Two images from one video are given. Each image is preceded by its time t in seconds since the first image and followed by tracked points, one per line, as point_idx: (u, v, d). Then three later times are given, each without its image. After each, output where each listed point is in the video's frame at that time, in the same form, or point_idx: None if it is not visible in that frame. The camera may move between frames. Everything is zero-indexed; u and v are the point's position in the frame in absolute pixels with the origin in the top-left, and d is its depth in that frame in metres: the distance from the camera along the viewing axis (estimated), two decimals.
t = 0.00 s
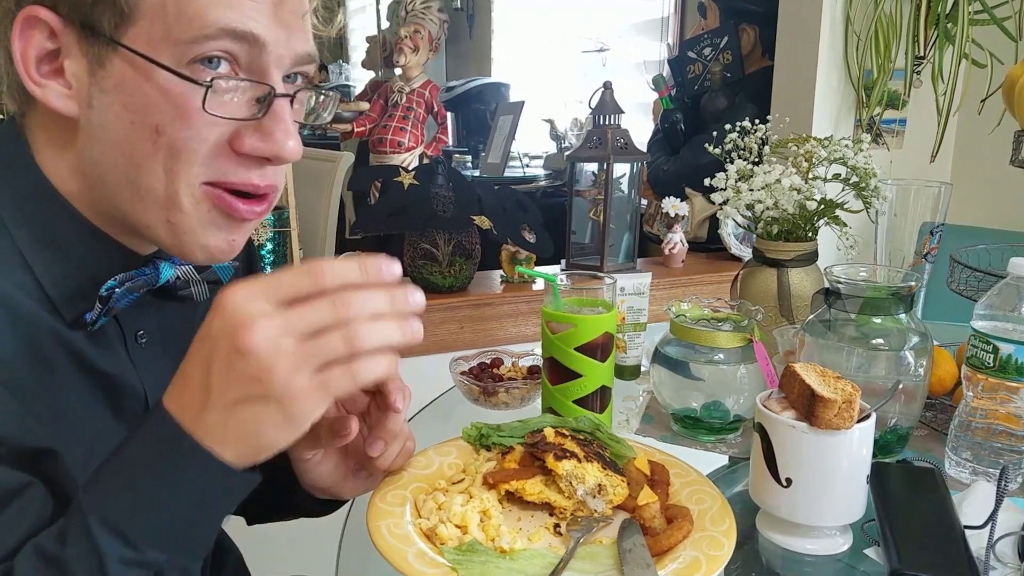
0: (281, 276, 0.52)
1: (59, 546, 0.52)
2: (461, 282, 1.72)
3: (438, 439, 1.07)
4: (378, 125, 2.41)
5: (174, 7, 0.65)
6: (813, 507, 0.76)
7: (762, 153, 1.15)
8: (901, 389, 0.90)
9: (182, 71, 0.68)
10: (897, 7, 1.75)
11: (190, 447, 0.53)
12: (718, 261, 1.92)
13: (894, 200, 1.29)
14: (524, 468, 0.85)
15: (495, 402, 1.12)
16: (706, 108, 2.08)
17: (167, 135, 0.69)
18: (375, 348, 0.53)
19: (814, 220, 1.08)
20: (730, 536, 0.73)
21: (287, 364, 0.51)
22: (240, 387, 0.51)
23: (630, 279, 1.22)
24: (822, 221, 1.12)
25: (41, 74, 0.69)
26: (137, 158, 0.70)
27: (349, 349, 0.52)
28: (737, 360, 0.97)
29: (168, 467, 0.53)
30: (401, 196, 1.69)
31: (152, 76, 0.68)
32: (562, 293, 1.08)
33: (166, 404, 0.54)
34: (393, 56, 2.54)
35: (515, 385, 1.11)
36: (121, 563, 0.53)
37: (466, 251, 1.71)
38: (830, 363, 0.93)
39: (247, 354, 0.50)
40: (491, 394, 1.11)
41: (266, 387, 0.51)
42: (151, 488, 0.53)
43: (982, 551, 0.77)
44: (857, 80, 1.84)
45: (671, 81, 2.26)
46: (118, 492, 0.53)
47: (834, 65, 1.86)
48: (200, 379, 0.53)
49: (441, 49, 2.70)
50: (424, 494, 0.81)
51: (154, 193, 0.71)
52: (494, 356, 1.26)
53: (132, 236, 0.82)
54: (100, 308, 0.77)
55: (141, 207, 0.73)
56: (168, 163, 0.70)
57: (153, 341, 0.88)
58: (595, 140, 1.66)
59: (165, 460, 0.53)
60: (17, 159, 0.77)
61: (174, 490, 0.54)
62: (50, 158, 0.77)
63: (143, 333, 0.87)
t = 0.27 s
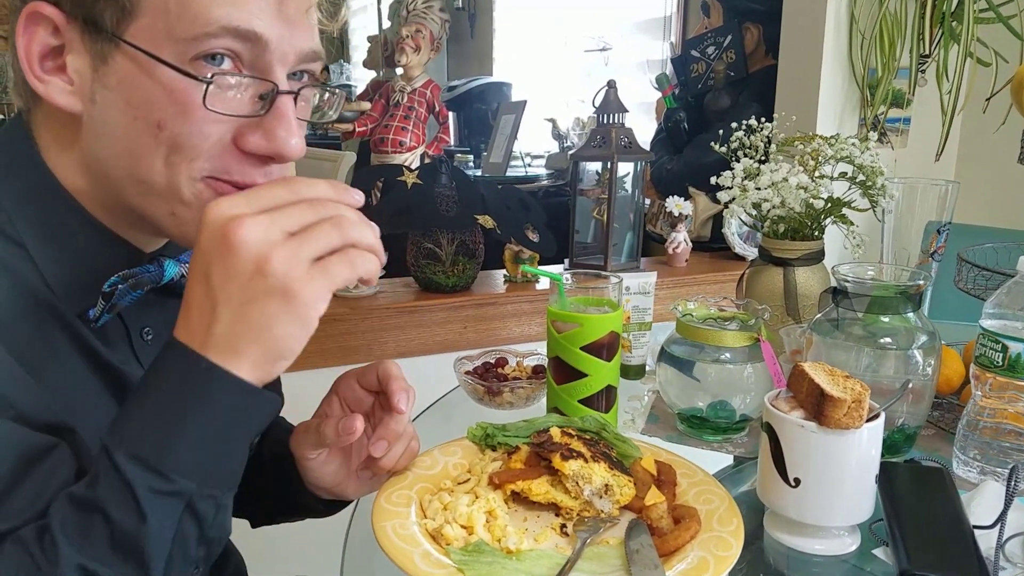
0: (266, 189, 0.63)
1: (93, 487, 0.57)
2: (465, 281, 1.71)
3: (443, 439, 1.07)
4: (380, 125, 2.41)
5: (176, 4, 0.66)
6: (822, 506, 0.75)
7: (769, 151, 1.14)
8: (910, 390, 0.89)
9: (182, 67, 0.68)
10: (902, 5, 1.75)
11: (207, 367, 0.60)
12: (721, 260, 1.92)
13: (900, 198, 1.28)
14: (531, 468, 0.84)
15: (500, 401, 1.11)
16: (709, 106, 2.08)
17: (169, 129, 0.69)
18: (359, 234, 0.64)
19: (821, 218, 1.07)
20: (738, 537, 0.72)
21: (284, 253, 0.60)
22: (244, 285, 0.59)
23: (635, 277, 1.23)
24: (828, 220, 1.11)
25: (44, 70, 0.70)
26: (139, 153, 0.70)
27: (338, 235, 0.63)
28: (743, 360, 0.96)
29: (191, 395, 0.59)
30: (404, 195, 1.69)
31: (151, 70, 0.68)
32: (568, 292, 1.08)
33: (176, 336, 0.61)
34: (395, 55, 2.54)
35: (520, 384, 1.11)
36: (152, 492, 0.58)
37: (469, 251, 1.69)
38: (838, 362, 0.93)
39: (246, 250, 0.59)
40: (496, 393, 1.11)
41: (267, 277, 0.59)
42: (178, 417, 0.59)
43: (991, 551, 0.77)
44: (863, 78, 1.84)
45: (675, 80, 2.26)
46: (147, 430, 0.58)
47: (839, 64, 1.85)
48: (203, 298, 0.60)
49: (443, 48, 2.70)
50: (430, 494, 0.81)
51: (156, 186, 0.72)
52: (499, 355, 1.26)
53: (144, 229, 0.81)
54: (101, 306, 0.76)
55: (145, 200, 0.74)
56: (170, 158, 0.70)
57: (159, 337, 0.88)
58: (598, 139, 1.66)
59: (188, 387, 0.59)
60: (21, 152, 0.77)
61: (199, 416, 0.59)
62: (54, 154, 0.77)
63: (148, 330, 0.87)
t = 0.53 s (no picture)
0: (258, 169, 0.67)
1: (100, 464, 0.60)
2: (462, 280, 1.72)
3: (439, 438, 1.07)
4: (378, 124, 2.40)
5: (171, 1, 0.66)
6: (814, 502, 0.75)
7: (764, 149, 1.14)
8: (904, 385, 0.89)
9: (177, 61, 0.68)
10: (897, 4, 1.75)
11: (207, 341, 0.62)
12: (718, 259, 1.92)
13: (895, 196, 1.29)
14: (525, 466, 0.84)
15: (496, 400, 1.12)
16: (706, 105, 2.08)
17: (166, 124, 0.70)
18: (349, 216, 0.68)
19: (816, 215, 1.08)
20: (732, 533, 0.72)
21: (273, 215, 0.63)
22: (236, 245, 0.61)
23: (630, 275, 1.21)
24: (822, 217, 1.11)
25: (41, 67, 0.71)
26: (136, 148, 0.71)
27: (330, 211, 0.66)
28: (738, 357, 0.97)
29: (192, 372, 0.61)
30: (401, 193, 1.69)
31: (145, 65, 0.68)
32: (563, 290, 1.08)
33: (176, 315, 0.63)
34: (393, 55, 2.53)
35: (515, 382, 1.11)
36: (157, 468, 0.60)
37: (466, 249, 1.71)
38: (831, 359, 0.93)
39: (237, 212, 0.62)
40: (492, 392, 1.11)
41: (256, 236, 0.62)
42: (181, 391, 0.61)
43: (983, 546, 0.77)
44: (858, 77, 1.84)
45: (672, 79, 2.26)
46: (151, 408, 0.60)
47: (835, 62, 1.86)
48: (199, 268, 0.62)
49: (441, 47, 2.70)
50: (424, 492, 0.81)
51: (154, 180, 0.72)
52: (494, 354, 1.26)
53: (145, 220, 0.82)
54: (97, 302, 0.76)
55: (145, 195, 0.74)
56: (168, 153, 0.71)
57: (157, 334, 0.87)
58: (595, 138, 1.66)
59: (188, 363, 0.61)
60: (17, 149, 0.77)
61: (201, 391, 0.61)
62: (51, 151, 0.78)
63: (145, 328, 0.86)
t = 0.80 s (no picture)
0: (235, 168, 0.68)
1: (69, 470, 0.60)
2: (445, 282, 1.73)
3: (418, 442, 1.07)
4: (365, 125, 2.40)
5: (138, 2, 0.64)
6: (784, 503, 0.76)
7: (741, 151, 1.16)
8: (875, 383, 0.91)
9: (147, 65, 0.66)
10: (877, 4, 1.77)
11: (175, 341, 0.62)
12: (702, 258, 1.93)
13: (871, 196, 1.30)
14: (500, 470, 0.85)
15: (475, 403, 1.12)
16: (689, 106, 2.09)
17: (135, 130, 0.68)
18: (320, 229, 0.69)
19: (793, 216, 1.09)
20: (704, 534, 0.73)
21: (242, 208, 0.63)
22: (204, 238, 0.62)
23: (612, 277, 1.23)
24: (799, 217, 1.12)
25: (8, 71, 0.69)
26: (105, 154, 0.69)
27: (303, 218, 0.67)
28: (714, 357, 0.98)
29: (160, 376, 0.61)
30: (382, 194, 1.69)
31: (114, 70, 0.67)
32: (543, 293, 1.09)
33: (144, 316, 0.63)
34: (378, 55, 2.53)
35: (495, 385, 1.12)
36: (125, 472, 0.60)
37: (449, 251, 1.72)
38: (804, 358, 0.93)
39: (206, 205, 0.63)
40: (472, 395, 1.12)
41: (223, 228, 0.62)
42: (149, 395, 0.61)
43: (953, 544, 0.78)
44: (838, 77, 1.86)
45: (656, 80, 2.27)
46: (119, 415, 0.60)
47: (816, 62, 1.87)
48: (168, 265, 0.63)
49: (427, 48, 2.70)
50: (397, 499, 0.81)
51: (123, 185, 0.71)
52: (475, 356, 1.27)
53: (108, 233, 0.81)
54: (65, 309, 0.78)
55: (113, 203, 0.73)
56: (137, 160, 0.69)
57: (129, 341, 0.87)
58: (579, 138, 1.68)
59: (157, 367, 0.61)
60: None
61: (171, 394, 0.62)
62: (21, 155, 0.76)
63: (117, 336, 0.86)
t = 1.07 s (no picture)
0: (218, 193, 0.68)
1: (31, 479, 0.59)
2: (418, 283, 1.73)
3: (386, 445, 1.07)
4: (341, 125, 2.36)
5: (152, 32, 0.64)
6: (745, 503, 0.77)
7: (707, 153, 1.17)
8: (835, 381, 0.93)
9: (154, 93, 0.66)
10: (845, 5, 1.80)
11: (141, 350, 0.61)
12: (676, 258, 1.94)
13: (836, 196, 1.32)
14: (465, 474, 0.84)
15: (444, 406, 1.12)
16: (662, 107, 2.09)
17: (129, 153, 0.68)
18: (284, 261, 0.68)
19: (758, 217, 1.10)
20: (667, 534, 0.74)
21: (215, 224, 0.63)
22: (174, 249, 0.61)
23: (580, 278, 1.26)
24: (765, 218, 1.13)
25: None
26: (92, 173, 0.68)
27: (271, 249, 0.66)
28: (680, 357, 0.98)
29: (126, 384, 0.61)
30: (353, 195, 1.68)
31: (120, 93, 0.65)
32: (510, 294, 1.09)
33: (110, 324, 0.63)
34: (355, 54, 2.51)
35: (464, 387, 1.12)
36: (91, 480, 0.59)
37: (422, 251, 1.72)
38: (767, 358, 0.95)
39: (180, 217, 0.62)
40: (440, 397, 1.12)
41: (195, 240, 0.62)
42: (114, 403, 0.60)
43: (913, 541, 0.79)
44: (807, 77, 1.88)
45: (630, 80, 2.28)
46: (85, 423, 0.59)
47: (785, 64, 1.89)
48: (135, 273, 0.62)
49: (403, 47, 2.69)
50: (360, 505, 0.81)
51: (105, 200, 0.70)
52: (445, 358, 1.27)
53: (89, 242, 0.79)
54: (14, 318, 0.77)
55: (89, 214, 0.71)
56: (127, 180, 0.69)
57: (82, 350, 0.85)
58: (552, 140, 1.66)
59: (124, 375, 0.61)
60: None
61: (134, 401, 0.61)
62: None
63: (70, 344, 0.84)
